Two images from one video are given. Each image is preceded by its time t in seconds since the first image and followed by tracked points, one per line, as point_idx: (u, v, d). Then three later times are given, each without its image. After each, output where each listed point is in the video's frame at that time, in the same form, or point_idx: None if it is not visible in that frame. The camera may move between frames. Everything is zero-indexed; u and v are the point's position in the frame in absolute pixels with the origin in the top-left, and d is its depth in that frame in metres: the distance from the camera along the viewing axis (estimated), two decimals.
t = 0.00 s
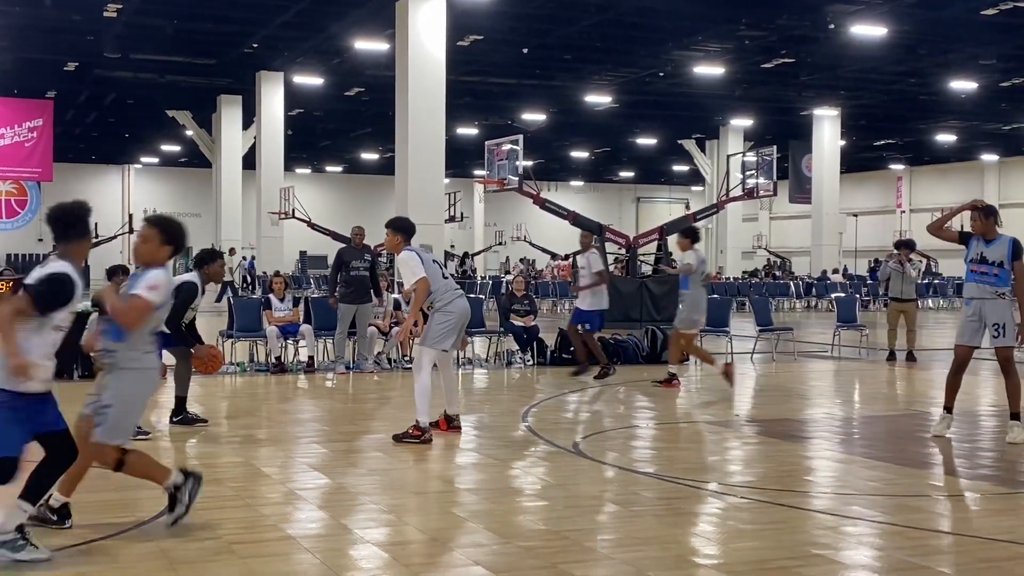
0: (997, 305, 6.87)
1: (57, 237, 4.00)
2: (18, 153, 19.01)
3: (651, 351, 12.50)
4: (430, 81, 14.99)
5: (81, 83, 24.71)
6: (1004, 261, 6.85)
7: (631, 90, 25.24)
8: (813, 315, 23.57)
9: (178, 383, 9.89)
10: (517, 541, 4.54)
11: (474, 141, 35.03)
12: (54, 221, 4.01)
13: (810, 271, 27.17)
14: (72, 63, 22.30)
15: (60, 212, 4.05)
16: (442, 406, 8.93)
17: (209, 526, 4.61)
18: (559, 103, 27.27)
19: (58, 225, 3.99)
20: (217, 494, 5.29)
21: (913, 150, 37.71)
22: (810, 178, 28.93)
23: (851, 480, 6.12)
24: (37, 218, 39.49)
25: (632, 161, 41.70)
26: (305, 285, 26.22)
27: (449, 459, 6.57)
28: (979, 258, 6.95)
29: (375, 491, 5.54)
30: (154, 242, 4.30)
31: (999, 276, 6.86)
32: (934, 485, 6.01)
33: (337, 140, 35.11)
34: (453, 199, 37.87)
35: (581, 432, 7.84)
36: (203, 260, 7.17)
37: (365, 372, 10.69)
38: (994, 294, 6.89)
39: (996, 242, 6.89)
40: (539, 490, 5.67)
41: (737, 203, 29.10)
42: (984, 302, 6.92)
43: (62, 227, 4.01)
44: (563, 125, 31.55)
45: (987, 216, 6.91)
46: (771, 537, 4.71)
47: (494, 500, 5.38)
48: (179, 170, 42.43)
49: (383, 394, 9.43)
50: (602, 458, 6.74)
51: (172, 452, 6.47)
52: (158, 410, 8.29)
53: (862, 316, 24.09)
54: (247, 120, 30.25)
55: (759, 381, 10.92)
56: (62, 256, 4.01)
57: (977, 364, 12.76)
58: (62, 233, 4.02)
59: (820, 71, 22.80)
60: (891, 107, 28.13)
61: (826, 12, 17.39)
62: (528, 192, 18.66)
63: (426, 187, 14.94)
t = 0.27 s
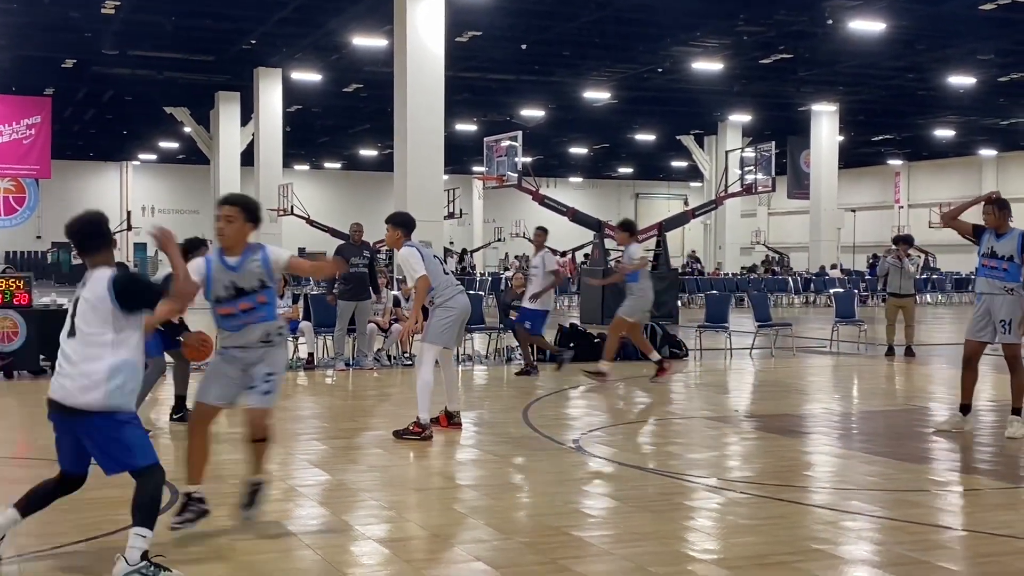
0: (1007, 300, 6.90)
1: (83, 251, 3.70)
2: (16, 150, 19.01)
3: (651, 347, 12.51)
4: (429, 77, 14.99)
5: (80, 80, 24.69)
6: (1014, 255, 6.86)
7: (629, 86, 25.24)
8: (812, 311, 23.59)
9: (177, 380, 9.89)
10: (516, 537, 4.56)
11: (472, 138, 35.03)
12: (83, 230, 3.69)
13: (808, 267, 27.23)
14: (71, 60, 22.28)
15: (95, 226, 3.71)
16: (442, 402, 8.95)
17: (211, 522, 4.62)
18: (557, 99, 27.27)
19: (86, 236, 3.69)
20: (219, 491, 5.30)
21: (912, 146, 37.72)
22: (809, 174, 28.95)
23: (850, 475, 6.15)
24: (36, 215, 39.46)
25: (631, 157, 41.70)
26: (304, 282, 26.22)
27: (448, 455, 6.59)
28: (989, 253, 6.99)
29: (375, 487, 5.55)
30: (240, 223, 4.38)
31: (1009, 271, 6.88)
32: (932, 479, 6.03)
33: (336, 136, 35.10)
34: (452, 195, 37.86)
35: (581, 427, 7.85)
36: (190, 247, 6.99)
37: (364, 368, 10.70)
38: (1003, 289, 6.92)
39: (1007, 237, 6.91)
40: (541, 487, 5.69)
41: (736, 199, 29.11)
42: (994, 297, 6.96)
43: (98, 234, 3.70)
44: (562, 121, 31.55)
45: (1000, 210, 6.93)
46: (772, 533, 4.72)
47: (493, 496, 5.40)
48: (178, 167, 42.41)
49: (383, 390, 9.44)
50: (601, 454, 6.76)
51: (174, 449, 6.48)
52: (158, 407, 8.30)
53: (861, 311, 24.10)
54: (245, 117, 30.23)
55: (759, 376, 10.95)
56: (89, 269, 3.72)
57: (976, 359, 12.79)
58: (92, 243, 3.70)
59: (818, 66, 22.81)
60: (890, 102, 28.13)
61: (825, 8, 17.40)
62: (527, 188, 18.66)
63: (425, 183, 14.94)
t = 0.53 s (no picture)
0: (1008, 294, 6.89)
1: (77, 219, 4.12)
2: (16, 147, 19.01)
3: (653, 342, 12.51)
4: (430, 73, 14.99)
5: (79, 77, 24.67)
6: (1014, 248, 6.88)
7: (629, 81, 25.22)
8: (812, 305, 23.61)
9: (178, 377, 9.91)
10: (520, 532, 4.58)
11: (473, 133, 35.02)
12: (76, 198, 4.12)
13: (809, 262, 27.25)
14: (70, 57, 22.27)
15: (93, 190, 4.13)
16: (444, 398, 8.97)
17: (216, 519, 4.64)
18: (557, 95, 27.26)
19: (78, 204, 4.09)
20: (223, 488, 5.32)
21: (911, 140, 37.73)
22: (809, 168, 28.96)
23: (851, 469, 6.17)
24: (36, 211, 39.44)
25: (631, 152, 41.69)
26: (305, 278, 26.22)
27: (451, 451, 6.61)
28: (991, 246, 7.03)
29: (378, 483, 5.57)
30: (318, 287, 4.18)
31: (1009, 265, 6.89)
32: (933, 473, 6.06)
33: (336, 132, 35.09)
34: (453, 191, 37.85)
35: (583, 423, 7.87)
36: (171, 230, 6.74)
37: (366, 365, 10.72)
38: (1004, 283, 6.93)
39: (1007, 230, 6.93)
40: (544, 482, 5.71)
41: (736, 194, 29.11)
42: (995, 292, 6.97)
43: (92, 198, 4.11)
44: (562, 116, 31.54)
45: (1005, 203, 6.95)
46: (772, 528, 4.74)
47: (496, 492, 5.42)
48: (178, 163, 42.39)
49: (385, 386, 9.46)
50: (603, 449, 6.78)
51: (177, 445, 6.50)
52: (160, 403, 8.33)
53: (861, 306, 24.10)
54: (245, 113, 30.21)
55: (759, 371, 10.97)
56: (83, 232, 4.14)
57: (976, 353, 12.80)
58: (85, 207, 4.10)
59: (818, 61, 22.81)
60: (890, 97, 28.13)
61: (824, 2, 17.40)
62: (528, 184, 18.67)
63: (425, 179, 14.94)
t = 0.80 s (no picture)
0: (1010, 290, 6.87)
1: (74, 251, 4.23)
2: (21, 145, 19.01)
3: (660, 339, 12.49)
4: (435, 69, 14.96)
5: (85, 75, 24.67)
6: (1018, 243, 6.86)
7: (635, 77, 25.18)
8: (819, 301, 23.56)
9: (187, 375, 9.90)
10: (528, 530, 4.57)
11: (478, 130, 34.99)
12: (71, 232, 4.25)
13: (815, 258, 27.19)
14: (75, 55, 22.28)
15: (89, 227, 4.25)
16: (451, 396, 8.95)
17: (227, 517, 4.63)
18: (562, 91, 27.22)
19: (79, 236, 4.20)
20: (232, 486, 5.30)
21: (917, 135, 37.64)
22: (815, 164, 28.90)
23: (860, 465, 6.15)
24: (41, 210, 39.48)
25: (636, 148, 41.63)
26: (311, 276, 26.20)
27: (458, 449, 6.60)
28: (994, 241, 7.00)
29: (387, 481, 5.56)
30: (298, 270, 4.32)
31: (1012, 259, 6.87)
32: (942, 469, 6.04)
33: (341, 129, 35.07)
34: (458, 188, 37.82)
35: (592, 420, 7.84)
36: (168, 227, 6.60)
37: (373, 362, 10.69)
38: (1008, 279, 6.90)
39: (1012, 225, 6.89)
40: (553, 479, 5.69)
41: (742, 190, 29.06)
42: (999, 288, 6.93)
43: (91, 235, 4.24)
44: (567, 113, 31.51)
45: (1009, 197, 6.91)
46: (782, 524, 4.72)
47: (504, 490, 5.41)
48: (183, 161, 42.42)
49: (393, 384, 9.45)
50: (611, 446, 6.77)
51: (186, 444, 6.49)
52: (169, 401, 8.33)
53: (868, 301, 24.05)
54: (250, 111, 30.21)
55: (766, 367, 10.95)
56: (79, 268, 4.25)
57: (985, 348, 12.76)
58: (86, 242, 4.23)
59: (824, 56, 22.75)
60: (896, 92, 28.06)
61: None
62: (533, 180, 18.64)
63: (431, 176, 14.93)
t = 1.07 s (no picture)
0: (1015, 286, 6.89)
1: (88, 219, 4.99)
2: (34, 144, 19.09)
3: (672, 335, 12.50)
4: (446, 66, 14.98)
5: (96, 73, 24.76)
6: None
7: (645, 74, 25.15)
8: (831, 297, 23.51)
9: (202, 372, 9.95)
10: (542, 525, 4.59)
11: (488, 127, 35.00)
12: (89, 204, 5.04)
13: (826, 254, 27.14)
14: (86, 54, 22.37)
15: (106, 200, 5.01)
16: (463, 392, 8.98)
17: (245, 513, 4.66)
18: (572, 88, 27.21)
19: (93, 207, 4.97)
20: (249, 482, 5.34)
21: (928, 131, 37.51)
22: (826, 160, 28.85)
23: (873, 461, 6.15)
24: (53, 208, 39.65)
25: (646, 145, 41.59)
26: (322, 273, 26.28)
27: (471, 445, 6.62)
28: (1005, 237, 6.98)
29: (400, 477, 5.58)
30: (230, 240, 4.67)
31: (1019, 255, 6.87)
32: (955, 464, 6.04)
33: (351, 127, 35.11)
34: (468, 185, 37.83)
35: (605, 416, 7.85)
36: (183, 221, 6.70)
37: (386, 359, 10.72)
38: (1016, 274, 6.90)
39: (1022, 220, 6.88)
40: (566, 475, 5.71)
41: (753, 186, 29.02)
42: (1008, 283, 6.93)
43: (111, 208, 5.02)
44: (577, 109, 31.48)
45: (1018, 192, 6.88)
46: (797, 520, 4.73)
47: (518, 485, 5.43)
48: (193, 159, 42.55)
49: (405, 380, 9.48)
50: (623, 442, 6.79)
51: (200, 441, 6.52)
52: (184, 398, 8.37)
53: (880, 298, 23.99)
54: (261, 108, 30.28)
55: (778, 364, 10.95)
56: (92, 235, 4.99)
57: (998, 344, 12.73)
58: (103, 212, 5.00)
59: (835, 52, 22.69)
60: (908, 87, 27.98)
61: None
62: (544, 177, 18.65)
63: (442, 173, 14.96)
